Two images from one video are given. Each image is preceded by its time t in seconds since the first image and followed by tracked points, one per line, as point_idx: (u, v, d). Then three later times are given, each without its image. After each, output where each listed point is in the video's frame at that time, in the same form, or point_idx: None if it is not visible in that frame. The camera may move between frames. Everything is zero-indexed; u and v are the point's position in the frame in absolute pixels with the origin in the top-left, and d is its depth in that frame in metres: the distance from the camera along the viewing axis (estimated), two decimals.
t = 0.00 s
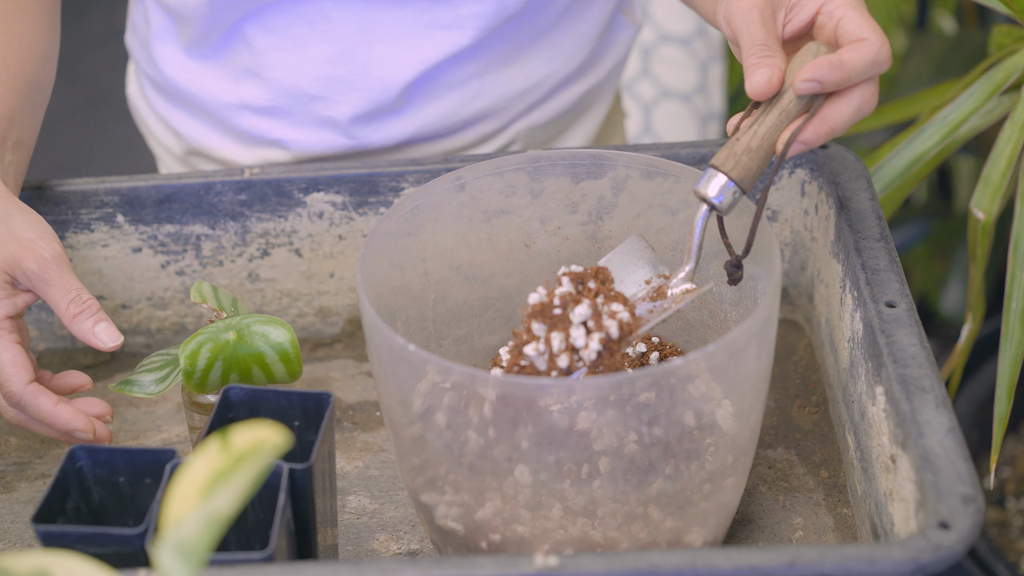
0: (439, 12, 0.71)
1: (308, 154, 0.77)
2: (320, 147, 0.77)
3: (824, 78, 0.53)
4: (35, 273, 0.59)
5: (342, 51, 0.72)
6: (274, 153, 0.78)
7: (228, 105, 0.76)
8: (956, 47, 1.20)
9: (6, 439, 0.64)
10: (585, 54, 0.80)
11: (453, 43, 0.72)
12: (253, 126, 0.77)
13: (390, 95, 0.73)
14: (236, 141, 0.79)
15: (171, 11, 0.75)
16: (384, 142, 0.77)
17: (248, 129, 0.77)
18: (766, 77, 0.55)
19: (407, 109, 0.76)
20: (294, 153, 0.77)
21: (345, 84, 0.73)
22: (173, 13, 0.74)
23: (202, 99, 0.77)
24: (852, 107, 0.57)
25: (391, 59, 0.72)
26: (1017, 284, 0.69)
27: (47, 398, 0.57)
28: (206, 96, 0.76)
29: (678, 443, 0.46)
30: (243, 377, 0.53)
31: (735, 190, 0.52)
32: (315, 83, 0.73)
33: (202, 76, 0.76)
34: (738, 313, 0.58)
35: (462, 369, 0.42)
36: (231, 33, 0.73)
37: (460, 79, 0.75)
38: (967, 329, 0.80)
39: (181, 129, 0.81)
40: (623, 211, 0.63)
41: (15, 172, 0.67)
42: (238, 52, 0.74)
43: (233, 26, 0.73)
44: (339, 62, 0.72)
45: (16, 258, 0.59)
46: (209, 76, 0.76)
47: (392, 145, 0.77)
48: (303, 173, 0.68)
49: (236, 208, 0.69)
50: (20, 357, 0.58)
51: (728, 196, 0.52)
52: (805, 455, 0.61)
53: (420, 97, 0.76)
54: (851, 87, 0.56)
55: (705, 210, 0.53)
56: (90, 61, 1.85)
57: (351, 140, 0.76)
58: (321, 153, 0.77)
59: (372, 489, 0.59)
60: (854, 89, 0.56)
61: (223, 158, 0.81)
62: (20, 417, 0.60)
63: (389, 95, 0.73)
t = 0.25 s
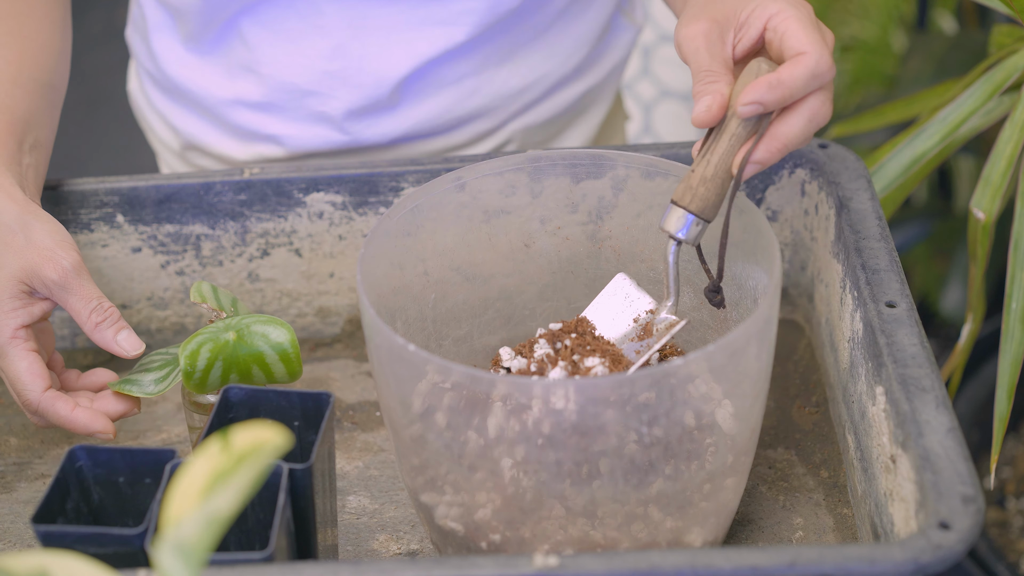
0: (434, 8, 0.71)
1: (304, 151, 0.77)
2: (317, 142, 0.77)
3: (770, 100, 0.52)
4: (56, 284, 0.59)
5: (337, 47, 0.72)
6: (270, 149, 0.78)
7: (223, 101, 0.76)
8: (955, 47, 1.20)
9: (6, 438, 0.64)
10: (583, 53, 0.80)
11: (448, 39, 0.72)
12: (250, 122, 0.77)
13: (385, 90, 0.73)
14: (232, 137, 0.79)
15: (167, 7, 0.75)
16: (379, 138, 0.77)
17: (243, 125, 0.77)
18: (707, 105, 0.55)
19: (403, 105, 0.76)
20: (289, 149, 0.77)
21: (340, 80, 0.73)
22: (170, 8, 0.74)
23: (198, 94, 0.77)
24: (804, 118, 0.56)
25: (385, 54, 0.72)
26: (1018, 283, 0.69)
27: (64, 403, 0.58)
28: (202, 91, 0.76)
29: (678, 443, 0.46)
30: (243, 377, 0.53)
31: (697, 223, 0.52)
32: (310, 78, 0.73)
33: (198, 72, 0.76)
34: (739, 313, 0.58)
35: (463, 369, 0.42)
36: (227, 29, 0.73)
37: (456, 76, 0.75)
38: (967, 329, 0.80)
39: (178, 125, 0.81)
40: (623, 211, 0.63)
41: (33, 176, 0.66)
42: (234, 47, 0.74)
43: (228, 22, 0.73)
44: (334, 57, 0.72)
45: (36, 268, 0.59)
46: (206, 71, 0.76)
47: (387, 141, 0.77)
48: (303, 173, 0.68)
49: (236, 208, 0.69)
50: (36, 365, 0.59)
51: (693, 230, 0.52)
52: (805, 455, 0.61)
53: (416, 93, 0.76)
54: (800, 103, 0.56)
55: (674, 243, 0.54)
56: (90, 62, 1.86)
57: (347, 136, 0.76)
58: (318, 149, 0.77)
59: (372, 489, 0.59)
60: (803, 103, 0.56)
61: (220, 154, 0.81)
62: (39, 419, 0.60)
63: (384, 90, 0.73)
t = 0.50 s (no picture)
0: (433, 5, 0.71)
1: (303, 149, 0.77)
2: (315, 140, 0.77)
3: (650, 142, 0.49)
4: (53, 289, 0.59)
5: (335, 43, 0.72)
6: (270, 147, 0.78)
7: (222, 99, 0.76)
8: (956, 47, 1.20)
9: (5, 439, 0.64)
10: (583, 52, 0.80)
11: (448, 35, 0.72)
12: (249, 120, 0.77)
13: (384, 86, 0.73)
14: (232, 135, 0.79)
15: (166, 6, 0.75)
16: (378, 135, 0.77)
17: (242, 122, 0.77)
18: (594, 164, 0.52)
19: (402, 102, 0.76)
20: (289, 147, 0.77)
21: (339, 76, 0.73)
22: (169, 7, 0.74)
23: (197, 92, 0.77)
24: (693, 140, 0.50)
25: (383, 49, 0.72)
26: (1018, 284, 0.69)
27: (72, 395, 0.58)
28: (201, 89, 0.76)
29: (678, 443, 0.46)
30: (242, 377, 0.52)
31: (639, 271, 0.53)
32: (308, 74, 0.73)
33: (197, 69, 0.76)
34: (740, 312, 0.57)
35: (463, 370, 0.42)
36: (225, 27, 0.73)
37: (455, 73, 0.75)
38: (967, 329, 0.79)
39: (178, 123, 0.81)
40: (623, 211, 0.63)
41: (42, 179, 0.66)
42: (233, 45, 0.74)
43: (227, 20, 0.73)
44: (333, 54, 0.72)
45: (33, 276, 0.59)
46: (205, 70, 0.76)
47: (386, 139, 0.77)
48: (303, 173, 0.68)
49: (236, 208, 0.69)
50: (39, 366, 0.59)
51: (639, 277, 0.53)
52: (805, 455, 0.61)
53: (415, 90, 0.76)
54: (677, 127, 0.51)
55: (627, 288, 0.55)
56: (90, 62, 1.85)
57: (346, 133, 0.76)
58: (317, 147, 0.77)
59: (372, 489, 0.59)
60: (682, 125, 0.51)
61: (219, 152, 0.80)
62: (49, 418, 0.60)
63: (382, 86, 0.73)
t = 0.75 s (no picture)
0: (425, 6, 0.71)
1: (296, 149, 0.77)
2: (308, 140, 0.77)
3: (661, 164, 0.51)
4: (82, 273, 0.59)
5: (326, 43, 0.72)
6: (262, 148, 0.78)
7: (214, 100, 0.76)
8: (956, 47, 1.20)
9: (5, 439, 0.64)
10: (577, 53, 0.79)
11: (439, 35, 0.72)
12: (241, 121, 0.77)
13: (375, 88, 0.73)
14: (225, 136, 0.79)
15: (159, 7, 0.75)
16: (371, 136, 0.77)
17: (235, 123, 0.77)
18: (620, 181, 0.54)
19: (395, 103, 0.76)
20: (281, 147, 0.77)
21: (331, 76, 0.73)
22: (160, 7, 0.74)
23: (190, 93, 0.77)
24: (707, 149, 0.50)
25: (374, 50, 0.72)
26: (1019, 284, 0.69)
27: (75, 404, 0.56)
28: (194, 89, 0.76)
29: (678, 444, 0.46)
30: (242, 377, 0.52)
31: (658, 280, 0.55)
32: (301, 74, 0.73)
33: (189, 70, 0.76)
34: (740, 312, 0.57)
35: (463, 370, 0.42)
36: (218, 28, 0.73)
37: (449, 73, 0.75)
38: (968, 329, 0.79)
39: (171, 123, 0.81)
40: (624, 211, 0.62)
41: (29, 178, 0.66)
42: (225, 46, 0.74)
43: (218, 20, 0.73)
44: (324, 54, 0.72)
45: (62, 258, 0.59)
46: (196, 69, 0.76)
47: (379, 140, 0.77)
48: (303, 173, 0.68)
49: (236, 208, 0.69)
50: (54, 359, 0.58)
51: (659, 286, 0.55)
52: (805, 455, 0.61)
53: (408, 91, 0.76)
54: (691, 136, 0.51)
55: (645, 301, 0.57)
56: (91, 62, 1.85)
57: (339, 133, 0.76)
58: (310, 148, 0.77)
59: (372, 489, 0.59)
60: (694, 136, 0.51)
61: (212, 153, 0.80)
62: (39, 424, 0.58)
63: (374, 87, 0.73)
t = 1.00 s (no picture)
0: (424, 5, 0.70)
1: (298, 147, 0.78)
2: (308, 140, 0.78)
3: (695, 156, 0.50)
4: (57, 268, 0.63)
5: (326, 44, 0.71)
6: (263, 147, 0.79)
7: (215, 100, 0.76)
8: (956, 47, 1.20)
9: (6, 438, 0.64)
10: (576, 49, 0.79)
11: (439, 34, 0.71)
12: (241, 120, 0.77)
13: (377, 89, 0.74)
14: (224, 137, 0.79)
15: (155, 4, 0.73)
16: (372, 136, 0.78)
17: (236, 122, 0.77)
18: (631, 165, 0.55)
19: (395, 103, 0.77)
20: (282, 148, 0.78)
21: (332, 79, 0.73)
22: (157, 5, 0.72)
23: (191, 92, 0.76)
24: (738, 133, 0.50)
25: (373, 55, 0.72)
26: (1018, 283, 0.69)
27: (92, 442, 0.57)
28: (194, 89, 0.76)
29: (678, 443, 0.46)
30: (242, 377, 0.53)
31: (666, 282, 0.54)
32: (301, 76, 0.73)
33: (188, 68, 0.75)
34: (740, 312, 0.57)
35: (463, 370, 0.42)
36: (217, 28, 0.72)
37: (449, 73, 0.76)
38: (967, 329, 0.79)
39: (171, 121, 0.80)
40: (623, 211, 0.63)
41: None
42: (221, 46, 0.73)
43: (218, 19, 0.71)
44: (325, 54, 0.72)
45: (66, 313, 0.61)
46: (196, 70, 0.75)
47: (379, 139, 0.78)
48: (303, 172, 0.68)
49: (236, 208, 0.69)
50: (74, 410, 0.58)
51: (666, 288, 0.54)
52: (805, 455, 0.61)
53: (408, 91, 0.76)
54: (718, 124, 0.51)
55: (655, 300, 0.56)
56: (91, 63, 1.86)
57: (340, 134, 0.77)
58: (311, 145, 0.78)
59: (372, 489, 0.59)
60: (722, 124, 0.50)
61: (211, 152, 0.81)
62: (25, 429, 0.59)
63: (376, 89, 0.74)
